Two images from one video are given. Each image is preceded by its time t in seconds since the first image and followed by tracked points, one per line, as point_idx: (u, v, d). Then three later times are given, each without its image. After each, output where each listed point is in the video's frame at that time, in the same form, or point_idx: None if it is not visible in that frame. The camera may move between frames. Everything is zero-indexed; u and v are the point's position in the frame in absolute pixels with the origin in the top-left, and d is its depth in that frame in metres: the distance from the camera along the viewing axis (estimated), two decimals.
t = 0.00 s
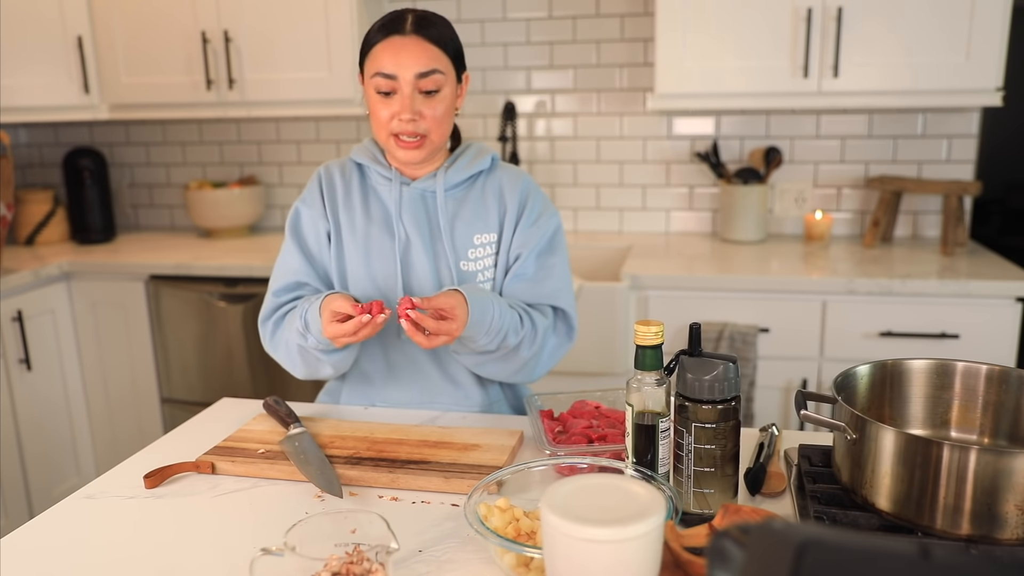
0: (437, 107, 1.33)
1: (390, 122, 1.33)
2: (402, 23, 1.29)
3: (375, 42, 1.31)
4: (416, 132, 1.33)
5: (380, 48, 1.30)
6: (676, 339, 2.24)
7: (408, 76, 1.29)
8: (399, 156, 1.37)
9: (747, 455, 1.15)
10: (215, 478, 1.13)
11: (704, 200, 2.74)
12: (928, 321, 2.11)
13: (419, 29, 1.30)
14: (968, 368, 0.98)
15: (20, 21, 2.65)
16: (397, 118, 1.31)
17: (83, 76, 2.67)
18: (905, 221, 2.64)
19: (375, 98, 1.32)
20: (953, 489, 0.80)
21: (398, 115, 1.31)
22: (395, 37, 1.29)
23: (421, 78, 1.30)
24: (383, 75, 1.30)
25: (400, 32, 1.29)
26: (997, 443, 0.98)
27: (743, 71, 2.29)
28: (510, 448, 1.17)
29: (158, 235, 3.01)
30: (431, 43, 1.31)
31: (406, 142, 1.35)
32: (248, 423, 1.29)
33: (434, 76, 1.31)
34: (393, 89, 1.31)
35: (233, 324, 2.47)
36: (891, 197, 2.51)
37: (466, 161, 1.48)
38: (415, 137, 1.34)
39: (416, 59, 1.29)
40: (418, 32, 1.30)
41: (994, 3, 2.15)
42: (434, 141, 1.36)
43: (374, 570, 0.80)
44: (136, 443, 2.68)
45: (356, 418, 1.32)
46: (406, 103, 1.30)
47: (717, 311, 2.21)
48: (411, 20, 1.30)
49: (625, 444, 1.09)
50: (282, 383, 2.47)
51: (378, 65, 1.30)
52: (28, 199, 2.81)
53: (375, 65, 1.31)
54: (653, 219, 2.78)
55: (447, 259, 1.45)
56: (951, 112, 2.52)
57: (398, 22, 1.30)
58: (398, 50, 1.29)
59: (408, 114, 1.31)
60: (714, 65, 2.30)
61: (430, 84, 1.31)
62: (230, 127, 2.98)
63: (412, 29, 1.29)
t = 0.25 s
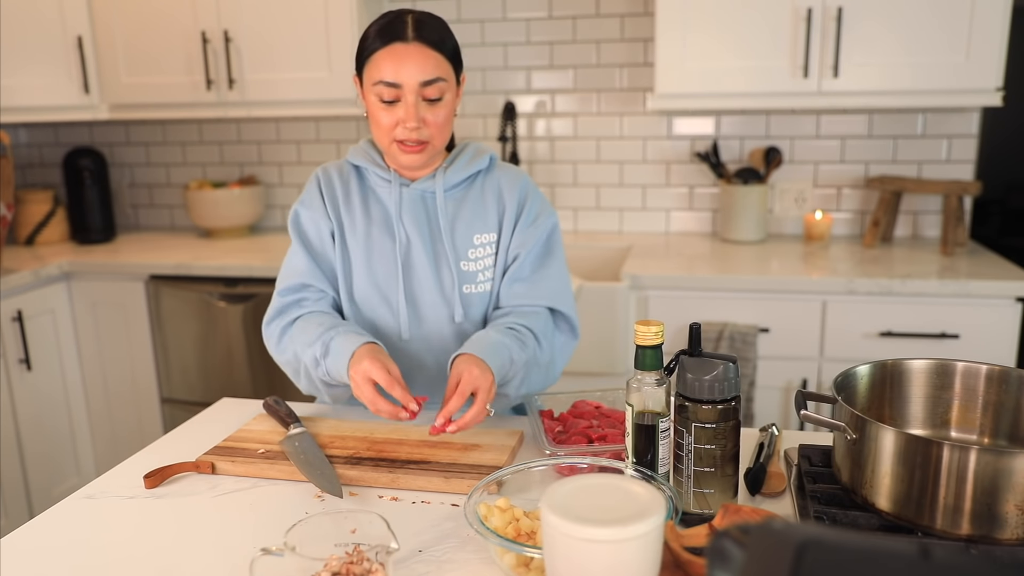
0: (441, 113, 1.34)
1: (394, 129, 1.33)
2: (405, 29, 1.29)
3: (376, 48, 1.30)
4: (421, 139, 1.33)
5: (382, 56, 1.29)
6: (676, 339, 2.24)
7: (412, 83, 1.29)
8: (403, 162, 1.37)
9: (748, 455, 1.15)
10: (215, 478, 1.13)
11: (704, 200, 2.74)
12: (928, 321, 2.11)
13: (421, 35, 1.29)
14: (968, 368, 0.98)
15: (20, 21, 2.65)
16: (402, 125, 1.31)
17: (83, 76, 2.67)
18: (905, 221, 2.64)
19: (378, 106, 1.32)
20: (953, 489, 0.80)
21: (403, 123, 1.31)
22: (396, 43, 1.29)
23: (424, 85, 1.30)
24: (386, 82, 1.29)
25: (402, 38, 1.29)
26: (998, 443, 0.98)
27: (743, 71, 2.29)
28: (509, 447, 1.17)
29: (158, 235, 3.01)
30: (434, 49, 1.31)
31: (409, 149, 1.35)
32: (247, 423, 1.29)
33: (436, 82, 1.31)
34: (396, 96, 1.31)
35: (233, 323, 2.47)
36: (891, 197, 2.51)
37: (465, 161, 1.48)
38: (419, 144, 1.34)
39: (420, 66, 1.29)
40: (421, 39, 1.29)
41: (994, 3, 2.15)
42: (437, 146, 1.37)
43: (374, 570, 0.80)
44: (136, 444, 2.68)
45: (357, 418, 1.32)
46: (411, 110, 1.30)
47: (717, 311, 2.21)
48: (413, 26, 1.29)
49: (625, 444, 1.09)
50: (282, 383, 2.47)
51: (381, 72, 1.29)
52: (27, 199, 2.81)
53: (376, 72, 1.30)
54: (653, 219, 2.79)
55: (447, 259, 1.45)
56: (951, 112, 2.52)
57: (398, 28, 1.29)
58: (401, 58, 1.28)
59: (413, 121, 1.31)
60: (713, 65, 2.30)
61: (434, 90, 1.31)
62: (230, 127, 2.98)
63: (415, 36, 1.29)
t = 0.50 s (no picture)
0: (524, 132, 1.33)
1: (484, 150, 1.32)
2: (503, 50, 1.24)
3: (472, 67, 1.25)
4: (507, 160, 1.34)
5: (479, 77, 1.25)
6: (676, 339, 2.24)
7: (510, 109, 1.26)
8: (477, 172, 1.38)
9: (748, 455, 1.15)
10: (215, 478, 1.13)
11: (704, 201, 2.74)
12: (928, 321, 2.11)
13: (517, 56, 1.25)
14: (968, 368, 0.98)
15: (20, 20, 2.65)
16: (493, 149, 1.31)
17: (83, 76, 2.67)
18: (905, 221, 2.63)
19: (470, 126, 1.30)
20: (953, 489, 0.80)
21: (496, 147, 1.30)
22: (497, 65, 1.24)
23: (521, 110, 1.28)
24: (483, 106, 1.26)
25: (501, 59, 1.24)
26: (998, 443, 0.98)
27: (742, 71, 2.29)
28: (509, 448, 1.17)
29: (158, 235, 3.01)
30: (527, 69, 1.27)
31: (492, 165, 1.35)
32: (247, 423, 1.29)
33: (530, 104, 1.29)
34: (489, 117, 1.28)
35: (233, 324, 2.47)
36: (891, 197, 2.51)
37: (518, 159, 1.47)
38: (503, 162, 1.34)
39: (518, 91, 1.26)
40: (518, 60, 1.25)
41: (994, 3, 2.15)
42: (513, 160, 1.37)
43: (374, 570, 0.79)
44: (136, 444, 2.68)
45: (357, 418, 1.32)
46: (505, 134, 1.29)
47: (717, 311, 2.21)
48: (507, 43, 1.25)
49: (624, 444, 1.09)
50: (282, 383, 2.47)
51: (480, 95, 1.25)
52: (27, 199, 2.81)
53: (475, 95, 1.26)
54: (653, 219, 2.78)
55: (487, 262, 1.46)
56: (951, 111, 2.52)
57: (495, 46, 1.24)
58: (502, 82, 1.24)
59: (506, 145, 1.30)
60: (713, 65, 2.30)
61: (525, 112, 1.29)
62: (230, 127, 2.98)
63: (513, 58, 1.25)
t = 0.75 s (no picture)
0: (540, 138, 1.33)
1: (497, 154, 1.32)
2: (521, 56, 1.23)
3: (491, 71, 1.24)
4: (521, 165, 1.34)
5: (496, 81, 1.25)
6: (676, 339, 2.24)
7: (526, 115, 1.26)
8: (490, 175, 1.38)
9: (748, 455, 1.15)
10: (216, 478, 1.13)
11: (704, 201, 2.74)
12: (928, 321, 2.11)
13: (535, 62, 1.25)
14: (968, 368, 0.98)
15: (20, 21, 2.65)
16: (506, 153, 1.31)
17: (83, 76, 2.67)
18: (905, 221, 2.63)
19: (485, 129, 1.30)
20: (953, 489, 0.80)
21: (509, 152, 1.30)
22: (514, 71, 1.24)
23: (537, 117, 1.28)
24: (498, 111, 1.26)
25: (519, 65, 1.24)
26: (998, 443, 0.98)
27: (742, 71, 2.29)
28: (510, 448, 1.17)
29: (158, 235, 3.01)
30: (546, 75, 1.27)
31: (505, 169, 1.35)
32: (247, 423, 1.29)
33: (546, 111, 1.29)
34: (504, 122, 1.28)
35: (233, 324, 2.47)
36: (891, 197, 2.51)
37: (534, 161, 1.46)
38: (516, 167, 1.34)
39: (535, 98, 1.25)
40: (537, 66, 1.25)
41: (994, 3, 2.15)
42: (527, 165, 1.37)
43: (374, 570, 0.79)
44: (136, 444, 2.68)
45: (358, 418, 1.32)
46: (519, 139, 1.29)
47: (717, 311, 2.21)
48: (527, 49, 1.24)
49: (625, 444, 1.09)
50: (282, 383, 2.47)
51: (496, 100, 1.25)
52: (27, 199, 2.81)
53: (491, 100, 1.26)
54: (653, 219, 2.78)
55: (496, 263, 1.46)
56: (951, 111, 2.52)
57: (514, 51, 1.24)
58: (519, 88, 1.24)
59: (521, 150, 1.30)
60: (713, 65, 2.30)
61: (541, 118, 1.29)
62: (230, 127, 2.98)
63: (531, 64, 1.24)
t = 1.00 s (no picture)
0: (527, 136, 1.33)
1: (483, 151, 1.32)
2: (506, 53, 1.24)
3: (476, 68, 1.25)
4: (508, 162, 1.34)
5: (483, 78, 1.25)
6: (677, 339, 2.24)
7: (511, 111, 1.26)
8: (478, 174, 1.38)
9: (748, 455, 1.15)
10: (216, 478, 1.13)
11: (704, 201, 2.74)
12: (928, 321, 2.11)
13: (521, 59, 1.25)
14: (968, 368, 0.98)
15: (20, 20, 2.65)
16: (493, 150, 1.31)
17: (83, 76, 2.67)
18: (905, 221, 2.63)
19: (471, 126, 1.30)
20: (953, 489, 0.80)
21: (495, 148, 1.30)
22: (499, 68, 1.24)
23: (523, 113, 1.28)
24: (484, 108, 1.26)
25: (504, 62, 1.24)
26: (998, 443, 0.98)
27: (742, 71, 2.29)
28: (510, 448, 1.17)
29: (158, 235, 3.01)
30: (532, 72, 1.27)
31: (494, 167, 1.35)
32: (247, 423, 1.29)
33: (532, 108, 1.29)
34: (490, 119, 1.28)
35: (233, 324, 2.47)
36: (891, 197, 2.51)
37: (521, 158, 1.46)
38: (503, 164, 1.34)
39: (521, 94, 1.25)
40: (522, 63, 1.25)
41: (994, 3, 2.15)
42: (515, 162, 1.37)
43: (374, 570, 0.79)
44: (136, 444, 2.68)
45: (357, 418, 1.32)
46: (505, 136, 1.29)
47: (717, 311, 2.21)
48: (512, 46, 1.25)
49: (625, 444, 1.09)
50: (282, 383, 2.47)
51: (482, 97, 1.25)
52: (27, 199, 2.82)
53: (477, 96, 1.26)
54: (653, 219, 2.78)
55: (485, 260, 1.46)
56: (951, 111, 2.52)
57: (500, 48, 1.24)
58: (504, 85, 1.24)
59: (507, 147, 1.30)
60: (713, 65, 2.30)
61: (528, 115, 1.29)
62: (230, 127, 2.98)
63: (517, 61, 1.24)
